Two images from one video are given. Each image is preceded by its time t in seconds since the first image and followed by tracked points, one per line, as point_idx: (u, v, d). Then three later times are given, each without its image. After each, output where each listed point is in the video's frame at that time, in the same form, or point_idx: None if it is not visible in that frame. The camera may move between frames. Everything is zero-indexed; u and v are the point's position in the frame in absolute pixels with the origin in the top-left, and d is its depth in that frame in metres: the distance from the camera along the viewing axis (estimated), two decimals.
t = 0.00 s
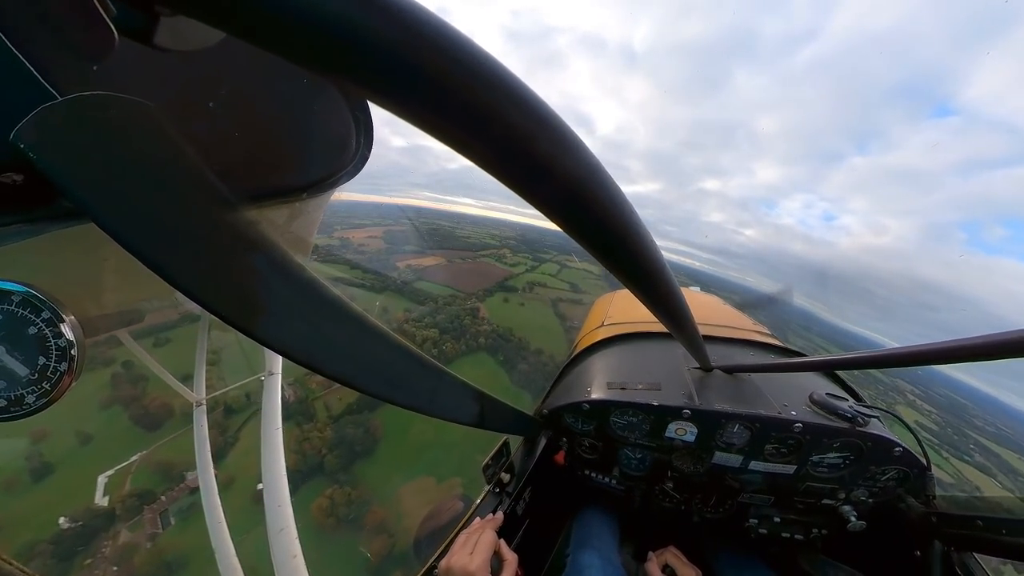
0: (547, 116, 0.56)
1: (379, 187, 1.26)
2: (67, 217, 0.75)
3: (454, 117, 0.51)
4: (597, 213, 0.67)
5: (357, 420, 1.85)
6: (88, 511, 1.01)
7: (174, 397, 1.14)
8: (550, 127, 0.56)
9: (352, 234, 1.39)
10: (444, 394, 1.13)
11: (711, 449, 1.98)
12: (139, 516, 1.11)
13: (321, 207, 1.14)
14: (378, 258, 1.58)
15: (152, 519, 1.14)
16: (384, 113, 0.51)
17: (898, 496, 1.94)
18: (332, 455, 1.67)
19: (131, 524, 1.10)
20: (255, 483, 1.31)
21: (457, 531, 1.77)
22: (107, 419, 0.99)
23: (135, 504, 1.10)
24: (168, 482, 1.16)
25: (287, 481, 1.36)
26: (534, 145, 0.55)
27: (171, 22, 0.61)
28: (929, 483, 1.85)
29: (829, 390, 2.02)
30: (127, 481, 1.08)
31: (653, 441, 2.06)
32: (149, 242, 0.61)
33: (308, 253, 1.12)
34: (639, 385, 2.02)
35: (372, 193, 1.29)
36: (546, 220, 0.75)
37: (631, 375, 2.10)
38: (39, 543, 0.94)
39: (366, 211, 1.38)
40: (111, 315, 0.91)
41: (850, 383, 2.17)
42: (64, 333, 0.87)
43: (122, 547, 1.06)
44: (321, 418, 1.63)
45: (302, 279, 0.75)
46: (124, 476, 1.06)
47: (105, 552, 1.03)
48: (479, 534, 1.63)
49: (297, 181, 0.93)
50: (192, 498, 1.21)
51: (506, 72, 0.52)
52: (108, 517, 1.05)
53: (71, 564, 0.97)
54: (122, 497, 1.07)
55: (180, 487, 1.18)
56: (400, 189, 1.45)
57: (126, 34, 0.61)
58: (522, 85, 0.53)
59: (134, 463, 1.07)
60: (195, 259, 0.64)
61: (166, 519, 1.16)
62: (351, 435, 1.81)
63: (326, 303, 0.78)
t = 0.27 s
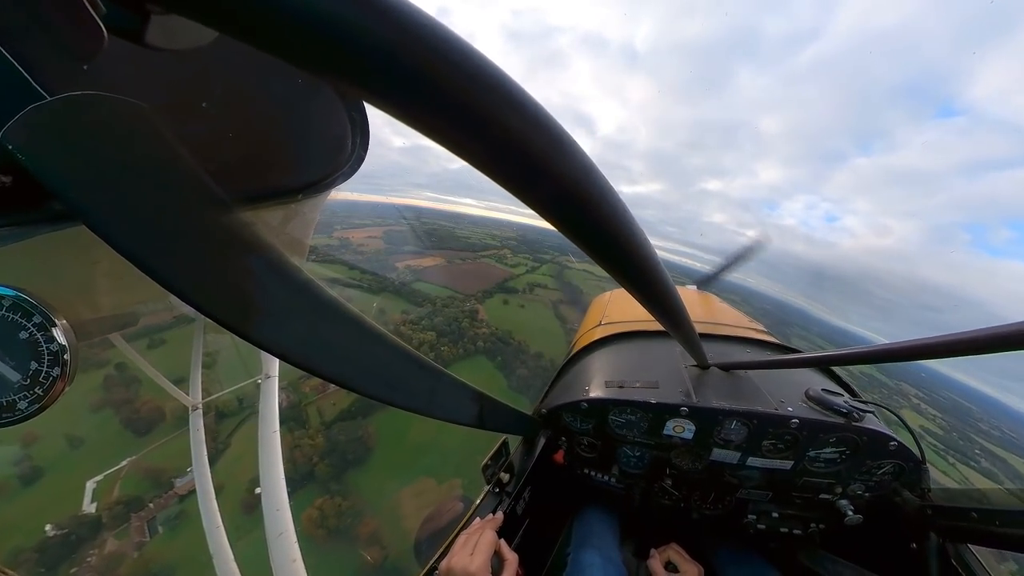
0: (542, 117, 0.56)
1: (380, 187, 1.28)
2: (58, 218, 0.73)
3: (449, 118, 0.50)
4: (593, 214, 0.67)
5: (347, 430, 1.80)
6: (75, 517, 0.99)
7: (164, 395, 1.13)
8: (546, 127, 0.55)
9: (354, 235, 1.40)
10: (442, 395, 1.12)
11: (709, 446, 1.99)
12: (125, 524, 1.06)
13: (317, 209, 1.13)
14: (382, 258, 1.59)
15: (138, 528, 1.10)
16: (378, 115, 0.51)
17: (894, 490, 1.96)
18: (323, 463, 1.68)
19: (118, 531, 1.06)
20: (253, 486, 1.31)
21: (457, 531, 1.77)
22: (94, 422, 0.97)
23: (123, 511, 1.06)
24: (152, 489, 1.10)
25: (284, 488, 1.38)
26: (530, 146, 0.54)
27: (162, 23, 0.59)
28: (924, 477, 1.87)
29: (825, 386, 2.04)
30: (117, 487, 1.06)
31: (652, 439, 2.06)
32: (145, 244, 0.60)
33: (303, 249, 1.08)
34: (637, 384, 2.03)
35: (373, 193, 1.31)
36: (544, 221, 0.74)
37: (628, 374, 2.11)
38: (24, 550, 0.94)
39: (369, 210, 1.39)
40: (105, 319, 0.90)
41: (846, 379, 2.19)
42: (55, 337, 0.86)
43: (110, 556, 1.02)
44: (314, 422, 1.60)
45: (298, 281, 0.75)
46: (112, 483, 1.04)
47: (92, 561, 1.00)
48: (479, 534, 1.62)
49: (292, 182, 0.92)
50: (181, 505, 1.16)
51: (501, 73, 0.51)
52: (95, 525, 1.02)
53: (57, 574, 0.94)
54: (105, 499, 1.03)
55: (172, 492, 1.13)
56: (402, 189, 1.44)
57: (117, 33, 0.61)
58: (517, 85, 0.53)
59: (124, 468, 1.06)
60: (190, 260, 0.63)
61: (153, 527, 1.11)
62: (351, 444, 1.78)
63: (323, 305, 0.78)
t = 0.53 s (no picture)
0: (539, 119, 0.56)
1: (377, 186, 1.27)
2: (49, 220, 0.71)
3: (446, 122, 0.50)
4: (588, 215, 0.67)
5: (341, 437, 1.71)
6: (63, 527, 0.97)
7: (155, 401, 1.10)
8: (542, 129, 0.56)
9: (353, 234, 1.38)
10: (440, 396, 1.12)
11: (707, 443, 2.00)
12: (113, 532, 1.05)
13: (312, 212, 1.12)
14: (375, 261, 1.57)
15: (126, 536, 1.08)
16: (375, 118, 0.51)
17: (889, 483, 1.98)
18: (315, 472, 1.60)
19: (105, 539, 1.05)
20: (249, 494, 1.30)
21: (457, 534, 1.76)
22: (86, 429, 0.95)
23: (111, 519, 1.04)
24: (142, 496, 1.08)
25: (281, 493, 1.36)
26: (526, 149, 0.54)
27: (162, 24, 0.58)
28: (917, 470, 1.90)
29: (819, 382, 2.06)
30: (105, 494, 1.02)
31: (650, 437, 2.07)
32: (137, 251, 0.59)
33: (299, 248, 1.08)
34: (635, 382, 2.03)
35: (373, 192, 1.31)
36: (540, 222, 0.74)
37: (626, 372, 2.12)
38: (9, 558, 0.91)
39: (364, 211, 1.36)
40: (97, 324, 0.89)
41: (839, 375, 2.22)
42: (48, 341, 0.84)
43: (93, 568, 1.01)
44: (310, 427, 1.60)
45: (294, 284, 0.74)
46: (101, 490, 1.01)
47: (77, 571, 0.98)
48: (480, 536, 1.62)
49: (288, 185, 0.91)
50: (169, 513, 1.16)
51: (497, 75, 0.51)
52: (81, 533, 1.00)
53: None
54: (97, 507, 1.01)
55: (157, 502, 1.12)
56: (399, 187, 1.40)
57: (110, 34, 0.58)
58: (511, 88, 0.53)
59: (113, 473, 1.02)
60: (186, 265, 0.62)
61: (141, 536, 1.10)
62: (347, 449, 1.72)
63: (320, 308, 0.77)
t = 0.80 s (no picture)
0: (531, 119, 0.55)
1: (376, 186, 1.34)
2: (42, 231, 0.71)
3: (438, 124, 0.50)
4: (585, 215, 0.67)
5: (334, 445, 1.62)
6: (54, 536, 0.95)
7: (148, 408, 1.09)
8: (535, 128, 0.55)
9: (355, 234, 1.42)
10: (439, 400, 1.11)
11: (709, 439, 2.00)
12: (99, 541, 1.01)
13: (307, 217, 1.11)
14: (375, 263, 1.56)
15: (113, 545, 1.03)
16: (368, 120, 0.50)
17: (890, 472, 1.99)
18: (305, 481, 1.48)
19: (92, 548, 1.01)
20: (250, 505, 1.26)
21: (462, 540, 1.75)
22: (81, 444, 0.93)
23: (97, 528, 1.01)
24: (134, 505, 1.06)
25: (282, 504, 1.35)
26: (521, 150, 0.54)
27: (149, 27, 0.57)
28: (917, 458, 1.90)
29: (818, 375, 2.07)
30: (92, 501, 1.00)
31: (651, 435, 2.07)
32: (132, 260, 0.59)
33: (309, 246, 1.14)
34: (636, 381, 2.03)
35: (375, 192, 1.38)
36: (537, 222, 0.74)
37: (627, 371, 2.12)
38: None
39: (366, 208, 1.41)
40: (88, 336, 0.87)
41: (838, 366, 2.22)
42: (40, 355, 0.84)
43: None
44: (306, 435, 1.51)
45: (290, 290, 0.73)
46: (89, 497, 0.98)
47: None
48: (484, 541, 1.61)
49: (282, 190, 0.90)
50: (156, 523, 1.10)
51: (487, 76, 0.51)
52: (66, 543, 0.97)
53: None
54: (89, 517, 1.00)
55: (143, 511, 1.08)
56: (395, 187, 1.42)
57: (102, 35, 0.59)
58: (505, 88, 0.52)
59: (101, 480, 1.00)
60: (181, 275, 0.61)
61: (127, 546, 1.04)
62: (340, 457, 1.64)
63: (316, 314, 0.77)
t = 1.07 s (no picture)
0: (524, 119, 0.55)
1: (370, 189, 1.33)
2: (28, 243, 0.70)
3: (430, 126, 0.49)
4: (580, 216, 0.67)
5: (326, 454, 1.54)
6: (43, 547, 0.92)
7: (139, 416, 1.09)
8: (528, 128, 0.55)
9: (354, 233, 1.43)
10: (439, 402, 1.11)
11: (708, 434, 2.01)
12: (85, 550, 0.99)
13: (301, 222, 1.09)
14: (373, 265, 1.57)
15: (98, 554, 1.00)
16: (359, 122, 0.49)
17: (887, 462, 2.01)
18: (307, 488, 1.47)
19: (78, 556, 0.98)
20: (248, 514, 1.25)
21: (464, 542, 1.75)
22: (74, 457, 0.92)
23: (83, 536, 0.98)
24: (122, 513, 1.03)
25: (283, 513, 1.32)
26: (516, 152, 0.54)
27: (141, 31, 0.54)
28: (914, 447, 1.92)
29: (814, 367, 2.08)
30: (80, 509, 0.98)
31: (651, 432, 2.08)
32: (122, 269, 0.57)
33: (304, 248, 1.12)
34: (634, 378, 2.04)
35: (374, 192, 1.36)
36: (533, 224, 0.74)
37: (625, 369, 2.12)
38: None
39: (365, 207, 1.44)
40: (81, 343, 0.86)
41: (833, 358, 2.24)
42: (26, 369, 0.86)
43: None
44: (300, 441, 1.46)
45: (286, 296, 0.73)
46: (78, 503, 0.96)
47: None
48: (486, 542, 1.61)
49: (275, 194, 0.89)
50: (142, 532, 1.07)
51: (479, 76, 0.50)
52: (52, 552, 0.94)
53: None
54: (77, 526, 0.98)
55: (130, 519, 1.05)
56: (394, 188, 1.41)
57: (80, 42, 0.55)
58: (498, 90, 0.52)
59: (90, 486, 0.98)
60: (174, 285, 0.61)
61: (114, 557, 1.01)
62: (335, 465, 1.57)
63: (312, 320, 0.76)
